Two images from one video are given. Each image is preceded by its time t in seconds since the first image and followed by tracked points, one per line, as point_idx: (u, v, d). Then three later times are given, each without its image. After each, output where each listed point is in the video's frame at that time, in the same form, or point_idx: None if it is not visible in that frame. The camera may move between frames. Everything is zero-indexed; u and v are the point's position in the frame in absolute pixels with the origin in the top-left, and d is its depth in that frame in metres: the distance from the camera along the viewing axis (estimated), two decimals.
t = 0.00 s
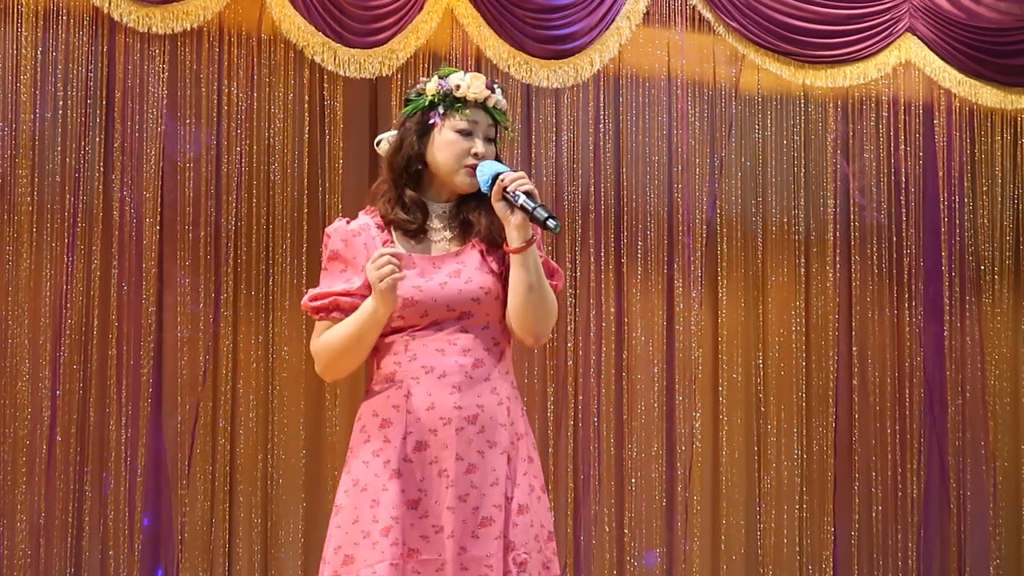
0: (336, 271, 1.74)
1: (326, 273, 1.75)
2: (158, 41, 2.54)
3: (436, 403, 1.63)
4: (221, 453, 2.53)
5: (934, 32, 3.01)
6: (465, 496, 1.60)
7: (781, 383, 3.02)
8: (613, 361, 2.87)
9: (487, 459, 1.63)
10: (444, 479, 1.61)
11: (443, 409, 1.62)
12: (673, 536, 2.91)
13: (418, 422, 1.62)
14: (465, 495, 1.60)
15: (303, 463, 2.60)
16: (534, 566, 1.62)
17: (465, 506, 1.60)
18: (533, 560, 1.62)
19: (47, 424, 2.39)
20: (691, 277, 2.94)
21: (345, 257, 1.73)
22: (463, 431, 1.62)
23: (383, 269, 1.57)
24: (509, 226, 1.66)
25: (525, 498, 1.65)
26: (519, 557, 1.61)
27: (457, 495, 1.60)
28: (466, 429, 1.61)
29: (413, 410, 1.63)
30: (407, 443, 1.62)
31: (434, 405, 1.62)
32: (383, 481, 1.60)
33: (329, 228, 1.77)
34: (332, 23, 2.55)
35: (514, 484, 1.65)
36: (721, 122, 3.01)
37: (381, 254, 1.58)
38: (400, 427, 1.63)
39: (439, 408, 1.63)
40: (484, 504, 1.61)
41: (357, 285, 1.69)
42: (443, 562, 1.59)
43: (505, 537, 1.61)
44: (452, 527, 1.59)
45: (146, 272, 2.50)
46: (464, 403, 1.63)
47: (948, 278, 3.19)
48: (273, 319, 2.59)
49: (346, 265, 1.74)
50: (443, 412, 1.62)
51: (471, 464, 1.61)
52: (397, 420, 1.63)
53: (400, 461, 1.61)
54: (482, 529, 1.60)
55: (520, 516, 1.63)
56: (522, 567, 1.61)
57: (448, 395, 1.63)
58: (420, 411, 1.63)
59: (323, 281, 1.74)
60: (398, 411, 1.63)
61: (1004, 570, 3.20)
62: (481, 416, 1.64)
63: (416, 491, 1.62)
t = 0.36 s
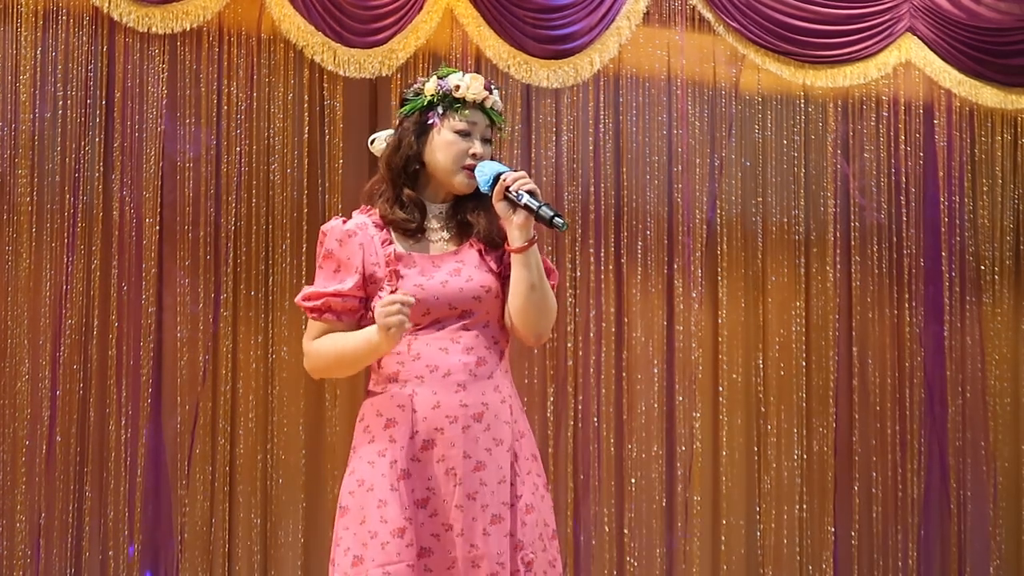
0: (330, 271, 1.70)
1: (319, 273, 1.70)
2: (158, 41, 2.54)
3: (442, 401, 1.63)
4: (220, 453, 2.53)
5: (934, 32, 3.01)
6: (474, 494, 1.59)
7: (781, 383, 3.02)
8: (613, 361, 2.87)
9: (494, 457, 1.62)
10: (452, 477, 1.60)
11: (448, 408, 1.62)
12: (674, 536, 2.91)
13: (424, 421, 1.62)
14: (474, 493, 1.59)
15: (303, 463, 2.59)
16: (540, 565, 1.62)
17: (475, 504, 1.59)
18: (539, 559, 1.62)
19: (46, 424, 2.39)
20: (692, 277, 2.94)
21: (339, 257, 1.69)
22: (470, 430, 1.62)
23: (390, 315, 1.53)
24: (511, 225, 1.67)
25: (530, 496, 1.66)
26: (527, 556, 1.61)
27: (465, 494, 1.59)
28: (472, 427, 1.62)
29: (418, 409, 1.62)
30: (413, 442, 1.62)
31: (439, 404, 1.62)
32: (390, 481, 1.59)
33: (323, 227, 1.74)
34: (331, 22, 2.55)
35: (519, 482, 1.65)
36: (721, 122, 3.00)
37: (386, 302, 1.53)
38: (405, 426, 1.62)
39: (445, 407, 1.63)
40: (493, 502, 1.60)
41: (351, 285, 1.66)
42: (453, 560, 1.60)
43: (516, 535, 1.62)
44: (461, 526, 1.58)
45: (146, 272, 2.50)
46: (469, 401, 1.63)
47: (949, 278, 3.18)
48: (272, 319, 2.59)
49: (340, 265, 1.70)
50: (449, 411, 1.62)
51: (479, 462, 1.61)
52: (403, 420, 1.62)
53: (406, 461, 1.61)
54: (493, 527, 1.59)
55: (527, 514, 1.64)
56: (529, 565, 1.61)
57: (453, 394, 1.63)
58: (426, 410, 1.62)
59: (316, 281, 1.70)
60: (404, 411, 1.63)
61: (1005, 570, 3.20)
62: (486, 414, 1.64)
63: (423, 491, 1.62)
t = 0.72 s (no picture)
0: (327, 271, 1.66)
1: (315, 272, 1.67)
2: (158, 41, 2.54)
3: (441, 400, 1.62)
4: (220, 453, 2.53)
5: (934, 32, 3.02)
6: (474, 494, 1.60)
7: (781, 383, 3.02)
8: (613, 361, 2.87)
9: (492, 457, 1.63)
10: (451, 476, 1.60)
11: (447, 408, 1.62)
12: (673, 536, 2.91)
13: (424, 421, 1.61)
14: (473, 492, 1.60)
15: (303, 463, 2.59)
16: (539, 565, 1.65)
17: (474, 503, 1.59)
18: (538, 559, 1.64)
19: (46, 424, 2.39)
20: (691, 277, 2.94)
21: (337, 257, 1.66)
22: (468, 429, 1.62)
23: (397, 345, 1.52)
24: (507, 227, 1.66)
25: (526, 496, 1.67)
26: (526, 556, 1.63)
27: (464, 493, 1.59)
28: (471, 426, 1.62)
29: (418, 408, 1.62)
30: (411, 441, 1.61)
31: (438, 403, 1.62)
32: (389, 480, 1.59)
33: (320, 226, 1.70)
34: (331, 22, 2.56)
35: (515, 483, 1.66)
36: (721, 122, 3.01)
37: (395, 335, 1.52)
38: (403, 426, 1.61)
39: (444, 406, 1.62)
40: (491, 502, 1.60)
41: (349, 284, 1.63)
42: (451, 560, 1.58)
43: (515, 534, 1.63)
44: (460, 525, 1.59)
45: (146, 272, 2.50)
46: (468, 401, 1.63)
47: (949, 278, 3.18)
48: (273, 319, 2.59)
49: (337, 265, 1.66)
50: (448, 411, 1.62)
51: (477, 461, 1.61)
52: (402, 419, 1.61)
53: (406, 460, 1.60)
54: (490, 526, 1.59)
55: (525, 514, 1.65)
56: (530, 566, 1.63)
57: (452, 393, 1.63)
58: (426, 409, 1.61)
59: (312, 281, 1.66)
60: (403, 410, 1.61)
61: (1005, 570, 3.20)
62: (484, 414, 1.64)
63: (421, 490, 1.60)
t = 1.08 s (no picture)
0: (330, 275, 1.67)
1: (318, 277, 1.67)
2: (158, 41, 2.54)
3: (432, 401, 1.61)
4: (220, 453, 2.53)
5: (934, 33, 3.01)
6: (462, 495, 1.58)
7: (781, 383, 3.02)
8: (613, 361, 2.87)
9: (482, 459, 1.61)
10: (440, 477, 1.58)
11: (438, 408, 1.61)
12: (673, 536, 2.91)
13: (414, 421, 1.60)
14: (461, 493, 1.58)
15: (303, 463, 2.59)
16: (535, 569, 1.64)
17: (463, 504, 1.58)
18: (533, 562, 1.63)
19: (46, 424, 2.39)
20: (691, 277, 2.94)
21: (340, 260, 1.67)
22: (458, 429, 1.61)
23: (385, 322, 1.51)
24: (500, 226, 1.65)
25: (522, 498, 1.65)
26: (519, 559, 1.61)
27: (453, 493, 1.58)
28: (461, 427, 1.61)
29: (408, 408, 1.61)
30: (401, 441, 1.60)
31: (429, 403, 1.61)
32: (379, 480, 1.59)
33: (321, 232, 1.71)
34: (332, 22, 2.55)
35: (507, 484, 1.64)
36: (721, 122, 3.00)
37: (382, 312, 1.52)
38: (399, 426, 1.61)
39: (435, 407, 1.61)
40: (479, 503, 1.59)
41: (353, 287, 1.64)
42: (438, 560, 1.56)
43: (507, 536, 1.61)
44: (448, 525, 1.57)
45: (146, 272, 2.50)
46: (459, 401, 1.62)
47: (949, 278, 3.18)
48: (273, 319, 2.59)
49: (340, 268, 1.67)
50: (438, 411, 1.61)
51: (466, 463, 1.60)
52: (392, 419, 1.61)
53: (395, 460, 1.60)
54: (476, 528, 1.58)
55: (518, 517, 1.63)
56: (525, 569, 1.61)
57: (443, 394, 1.62)
58: (416, 410, 1.61)
59: (315, 285, 1.67)
60: (394, 409, 1.61)
61: (1005, 570, 3.20)
62: (475, 415, 1.62)
63: (410, 490, 1.59)
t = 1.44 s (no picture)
0: (341, 275, 1.70)
1: (330, 277, 1.70)
2: (158, 41, 2.54)
3: (438, 401, 1.60)
4: (220, 453, 2.53)
5: (934, 33, 3.01)
6: (465, 495, 1.55)
7: (782, 383, 3.02)
8: (613, 361, 2.87)
9: (488, 460, 1.58)
10: (443, 477, 1.56)
11: (443, 408, 1.59)
12: (673, 537, 2.91)
13: (420, 421, 1.60)
14: (464, 494, 1.56)
15: (303, 463, 2.59)
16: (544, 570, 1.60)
17: (465, 505, 1.55)
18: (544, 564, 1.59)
19: (46, 424, 2.39)
20: (692, 277, 2.94)
21: (351, 260, 1.69)
22: (463, 430, 1.58)
23: (391, 341, 1.51)
24: (507, 223, 1.64)
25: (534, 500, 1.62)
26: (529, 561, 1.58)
27: (455, 493, 1.55)
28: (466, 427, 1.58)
29: (414, 408, 1.60)
30: (406, 441, 1.59)
31: (434, 403, 1.60)
32: (380, 477, 1.58)
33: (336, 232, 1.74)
34: (332, 23, 2.55)
35: (513, 486, 1.60)
36: (721, 122, 3.00)
37: (389, 334, 1.52)
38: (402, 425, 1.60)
39: (440, 407, 1.59)
40: (482, 504, 1.56)
41: (361, 287, 1.65)
42: (438, 560, 1.53)
43: (511, 537, 1.58)
44: (449, 526, 1.54)
45: (146, 272, 2.50)
46: (465, 402, 1.60)
47: (949, 278, 3.18)
48: (273, 319, 2.59)
49: (351, 268, 1.69)
50: (444, 411, 1.59)
51: (471, 464, 1.57)
52: (398, 418, 1.61)
53: (398, 458, 1.58)
54: (477, 529, 1.55)
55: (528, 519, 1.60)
56: (535, 570, 1.58)
57: (449, 394, 1.60)
58: (422, 410, 1.60)
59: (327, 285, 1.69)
60: (400, 409, 1.61)
61: (1005, 570, 3.20)
62: (482, 416, 1.60)
63: (413, 489, 1.57)
